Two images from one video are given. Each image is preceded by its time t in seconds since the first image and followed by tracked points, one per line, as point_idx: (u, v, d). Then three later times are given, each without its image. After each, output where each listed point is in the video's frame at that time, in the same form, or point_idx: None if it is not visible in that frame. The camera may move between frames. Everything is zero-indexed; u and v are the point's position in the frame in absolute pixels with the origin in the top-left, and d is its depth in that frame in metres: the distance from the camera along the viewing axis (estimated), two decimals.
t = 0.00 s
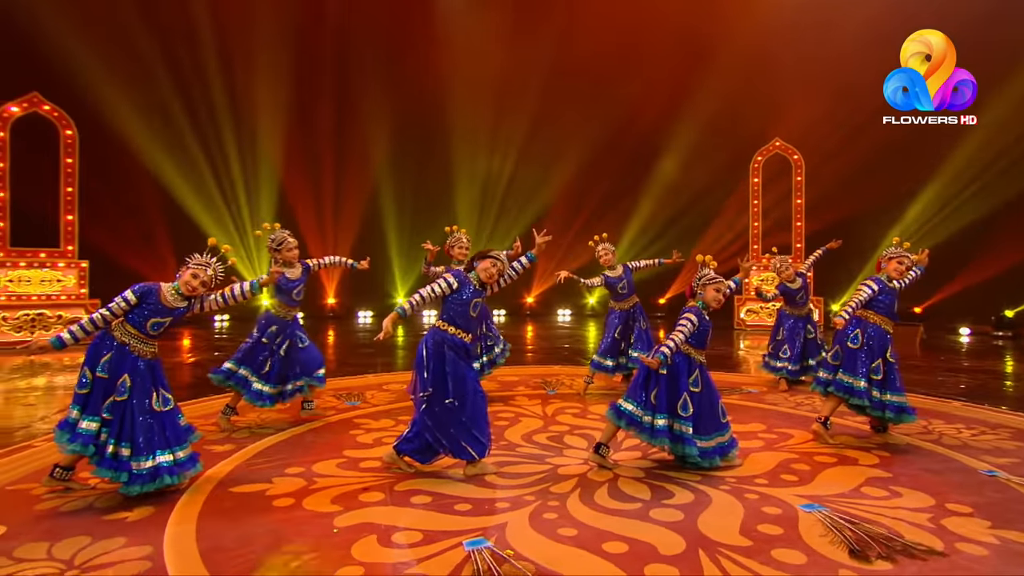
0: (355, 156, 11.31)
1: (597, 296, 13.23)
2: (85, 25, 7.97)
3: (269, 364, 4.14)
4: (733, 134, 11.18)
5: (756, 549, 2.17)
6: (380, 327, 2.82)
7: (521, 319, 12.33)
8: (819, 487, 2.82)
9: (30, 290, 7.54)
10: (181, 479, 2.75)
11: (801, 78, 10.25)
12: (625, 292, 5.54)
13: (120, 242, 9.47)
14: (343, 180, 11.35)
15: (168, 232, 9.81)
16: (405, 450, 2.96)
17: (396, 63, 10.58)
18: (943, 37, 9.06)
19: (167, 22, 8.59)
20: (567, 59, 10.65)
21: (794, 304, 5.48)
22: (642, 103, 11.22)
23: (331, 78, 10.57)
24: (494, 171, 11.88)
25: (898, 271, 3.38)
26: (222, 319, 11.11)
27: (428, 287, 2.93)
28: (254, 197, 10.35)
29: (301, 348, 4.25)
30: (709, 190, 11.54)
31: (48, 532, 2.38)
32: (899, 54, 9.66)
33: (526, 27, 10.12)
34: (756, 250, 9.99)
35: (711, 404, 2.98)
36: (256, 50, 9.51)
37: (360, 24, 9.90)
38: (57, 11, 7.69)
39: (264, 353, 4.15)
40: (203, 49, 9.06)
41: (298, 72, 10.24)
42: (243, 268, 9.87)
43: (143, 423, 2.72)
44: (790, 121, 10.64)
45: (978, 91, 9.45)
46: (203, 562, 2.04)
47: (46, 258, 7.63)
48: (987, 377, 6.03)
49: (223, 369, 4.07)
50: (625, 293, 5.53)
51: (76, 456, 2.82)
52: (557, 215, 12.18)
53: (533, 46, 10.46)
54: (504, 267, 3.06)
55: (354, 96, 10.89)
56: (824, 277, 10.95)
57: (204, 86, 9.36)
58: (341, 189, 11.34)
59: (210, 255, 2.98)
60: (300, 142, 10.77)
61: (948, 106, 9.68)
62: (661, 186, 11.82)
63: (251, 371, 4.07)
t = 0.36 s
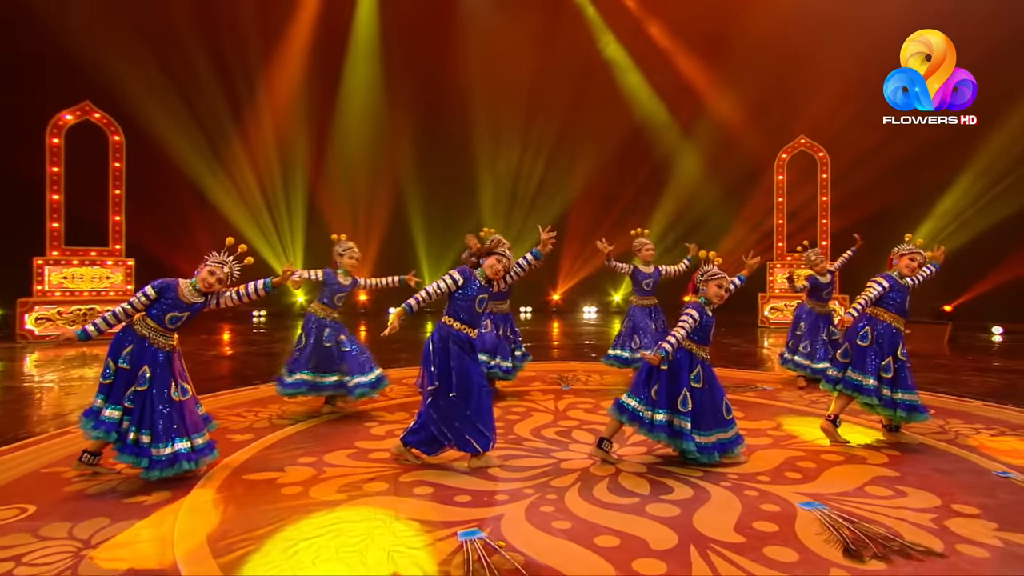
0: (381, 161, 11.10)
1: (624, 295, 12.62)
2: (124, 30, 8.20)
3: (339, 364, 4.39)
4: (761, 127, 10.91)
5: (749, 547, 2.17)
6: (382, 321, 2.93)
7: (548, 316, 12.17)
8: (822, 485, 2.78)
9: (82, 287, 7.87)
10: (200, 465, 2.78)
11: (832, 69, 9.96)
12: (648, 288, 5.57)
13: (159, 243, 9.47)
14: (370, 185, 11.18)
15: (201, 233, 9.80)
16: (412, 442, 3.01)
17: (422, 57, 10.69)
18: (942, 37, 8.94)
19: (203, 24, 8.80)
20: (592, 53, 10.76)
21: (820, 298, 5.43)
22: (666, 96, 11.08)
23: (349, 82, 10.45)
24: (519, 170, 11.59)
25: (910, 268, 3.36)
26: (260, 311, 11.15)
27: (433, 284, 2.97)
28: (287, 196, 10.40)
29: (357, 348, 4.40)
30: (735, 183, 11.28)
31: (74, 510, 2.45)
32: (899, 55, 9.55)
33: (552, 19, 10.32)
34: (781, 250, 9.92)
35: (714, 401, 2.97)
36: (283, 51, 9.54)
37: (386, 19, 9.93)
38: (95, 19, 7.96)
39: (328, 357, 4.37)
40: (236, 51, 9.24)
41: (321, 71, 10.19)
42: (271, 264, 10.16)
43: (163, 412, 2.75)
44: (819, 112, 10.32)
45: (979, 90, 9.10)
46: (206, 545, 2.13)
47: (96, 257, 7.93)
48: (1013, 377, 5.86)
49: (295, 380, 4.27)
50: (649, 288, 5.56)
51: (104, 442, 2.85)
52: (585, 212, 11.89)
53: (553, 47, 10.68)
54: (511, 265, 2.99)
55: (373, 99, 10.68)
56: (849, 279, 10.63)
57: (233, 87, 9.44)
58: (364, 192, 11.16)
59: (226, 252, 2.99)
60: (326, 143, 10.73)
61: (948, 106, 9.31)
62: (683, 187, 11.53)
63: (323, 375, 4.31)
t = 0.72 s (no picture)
0: (391, 160, 11.26)
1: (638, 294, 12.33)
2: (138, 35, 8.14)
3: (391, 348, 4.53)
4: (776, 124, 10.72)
5: (729, 543, 2.17)
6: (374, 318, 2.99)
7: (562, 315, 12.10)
8: (813, 484, 2.78)
9: (105, 284, 8.07)
10: (197, 457, 2.86)
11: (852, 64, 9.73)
12: (655, 292, 5.50)
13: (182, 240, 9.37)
14: (382, 184, 11.31)
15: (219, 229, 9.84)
16: (405, 437, 3.04)
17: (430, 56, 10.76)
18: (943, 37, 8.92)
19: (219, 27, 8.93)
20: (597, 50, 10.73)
21: (832, 293, 5.41)
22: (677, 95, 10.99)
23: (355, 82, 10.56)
24: (526, 168, 11.57)
25: (909, 265, 3.34)
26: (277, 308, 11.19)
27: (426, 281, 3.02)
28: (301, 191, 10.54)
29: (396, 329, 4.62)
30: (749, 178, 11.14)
31: (76, 499, 2.53)
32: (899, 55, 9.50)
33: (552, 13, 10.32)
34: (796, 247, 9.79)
35: (704, 398, 2.97)
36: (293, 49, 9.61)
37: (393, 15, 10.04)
38: (115, 26, 8.03)
39: (380, 344, 4.48)
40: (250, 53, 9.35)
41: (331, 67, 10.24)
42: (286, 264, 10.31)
43: (162, 405, 2.83)
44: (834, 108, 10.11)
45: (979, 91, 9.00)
46: (196, 534, 2.19)
47: (125, 255, 8.15)
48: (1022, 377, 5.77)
49: (365, 368, 4.34)
50: (657, 293, 5.48)
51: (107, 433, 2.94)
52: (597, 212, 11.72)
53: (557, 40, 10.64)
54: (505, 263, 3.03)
55: (381, 97, 10.81)
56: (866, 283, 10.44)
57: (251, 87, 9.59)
58: (374, 190, 11.26)
59: (226, 250, 3.06)
60: (337, 142, 10.76)
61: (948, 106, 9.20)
62: (694, 183, 11.31)
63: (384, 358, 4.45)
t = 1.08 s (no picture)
0: (390, 159, 11.25)
1: (642, 292, 12.39)
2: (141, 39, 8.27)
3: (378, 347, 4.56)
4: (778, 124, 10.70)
5: (700, 536, 2.21)
6: (360, 316, 3.04)
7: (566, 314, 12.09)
8: (793, 479, 2.81)
9: (113, 283, 8.19)
10: (188, 451, 2.94)
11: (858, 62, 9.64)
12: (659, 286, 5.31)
13: (189, 242, 9.44)
14: (383, 184, 11.29)
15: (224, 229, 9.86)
16: (393, 432, 3.10)
17: (429, 55, 10.80)
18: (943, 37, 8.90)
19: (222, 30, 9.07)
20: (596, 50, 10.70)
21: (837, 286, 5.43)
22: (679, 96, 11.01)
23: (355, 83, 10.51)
24: (526, 165, 11.63)
25: (894, 264, 3.38)
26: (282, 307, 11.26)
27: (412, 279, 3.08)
28: (306, 191, 10.51)
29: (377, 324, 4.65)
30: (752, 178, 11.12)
31: (68, 490, 2.61)
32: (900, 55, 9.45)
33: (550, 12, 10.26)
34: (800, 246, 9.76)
35: (686, 394, 3.01)
36: (296, 47, 9.72)
37: (392, 12, 10.09)
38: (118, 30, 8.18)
39: (368, 341, 4.52)
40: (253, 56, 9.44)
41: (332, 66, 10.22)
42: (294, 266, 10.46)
43: (154, 400, 2.91)
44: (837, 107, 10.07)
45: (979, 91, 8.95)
46: (181, 524, 2.26)
47: (134, 255, 8.24)
48: (1022, 377, 5.74)
49: (345, 365, 4.41)
50: (662, 287, 5.34)
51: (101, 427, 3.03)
52: (598, 210, 11.77)
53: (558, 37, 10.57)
54: (490, 260, 3.07)
55: (381, 97, 10.81)
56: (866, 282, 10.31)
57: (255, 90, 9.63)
58: (375, 190, 11.24)
59: (216, 248, 3.13)
60: (338, 144, 10.70)
61: (948, 106, 9.14)
62: (694, 181, 11.38)
63: (369, 356, 4.46)
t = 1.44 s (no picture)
0: (392, 159, 11.36)
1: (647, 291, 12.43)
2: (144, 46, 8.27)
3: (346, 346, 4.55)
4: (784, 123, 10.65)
5: (678, 525, 2.28)
6: (353, 313, 3.12)
7: (572, 313, 12.14)
8: (776, 472, 2.87)
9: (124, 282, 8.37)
10: (190, 442, 3.05)
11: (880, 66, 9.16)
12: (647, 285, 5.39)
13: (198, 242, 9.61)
14: (385, 182, 11.49)
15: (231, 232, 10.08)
16: (387, 426, 3.19)
17: (430, 60, 10.26)
18: (943, 38, 8.20)
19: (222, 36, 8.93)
20: (603, 53, 9.94)
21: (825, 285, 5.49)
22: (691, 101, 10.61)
23: (355, 92, 10.03)
24: (529, 165, 11.70)
25: (883, 262, 3.40)
26: (291, 305, 11.39)
27: (403, 276, 3.15)
28: (315, 197, 10.60)
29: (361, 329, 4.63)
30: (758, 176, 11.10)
31: (74, 479, 2.72)
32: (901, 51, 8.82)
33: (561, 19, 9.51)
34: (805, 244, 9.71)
35: (674, 390, 3.06)
36: (290, 59, 9.09)
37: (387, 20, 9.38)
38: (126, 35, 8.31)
39: (334, 340, 4.54)
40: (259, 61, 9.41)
41: (330, 69, 9.57)
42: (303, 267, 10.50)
43: (157, 393, 3.02)
44: (844, 105, 10.00)
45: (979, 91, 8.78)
46: (179, 511, 2.35)
47: (144, 254, 8.39)
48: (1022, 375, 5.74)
49: (311, 364, 4.49)
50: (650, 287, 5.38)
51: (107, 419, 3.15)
52: (598, 210, 12.00)
53: (566, 40, 9.94)
54: (479, 258, 3.17)
55: (382, 100, 10.60)
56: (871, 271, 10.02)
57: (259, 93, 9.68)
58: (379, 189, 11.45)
59: (215, 246, 3.22)
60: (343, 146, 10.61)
61: (948, 106, 9.11)
62: (695, 178, 11.48)
63: (331, 357, 4.47)
